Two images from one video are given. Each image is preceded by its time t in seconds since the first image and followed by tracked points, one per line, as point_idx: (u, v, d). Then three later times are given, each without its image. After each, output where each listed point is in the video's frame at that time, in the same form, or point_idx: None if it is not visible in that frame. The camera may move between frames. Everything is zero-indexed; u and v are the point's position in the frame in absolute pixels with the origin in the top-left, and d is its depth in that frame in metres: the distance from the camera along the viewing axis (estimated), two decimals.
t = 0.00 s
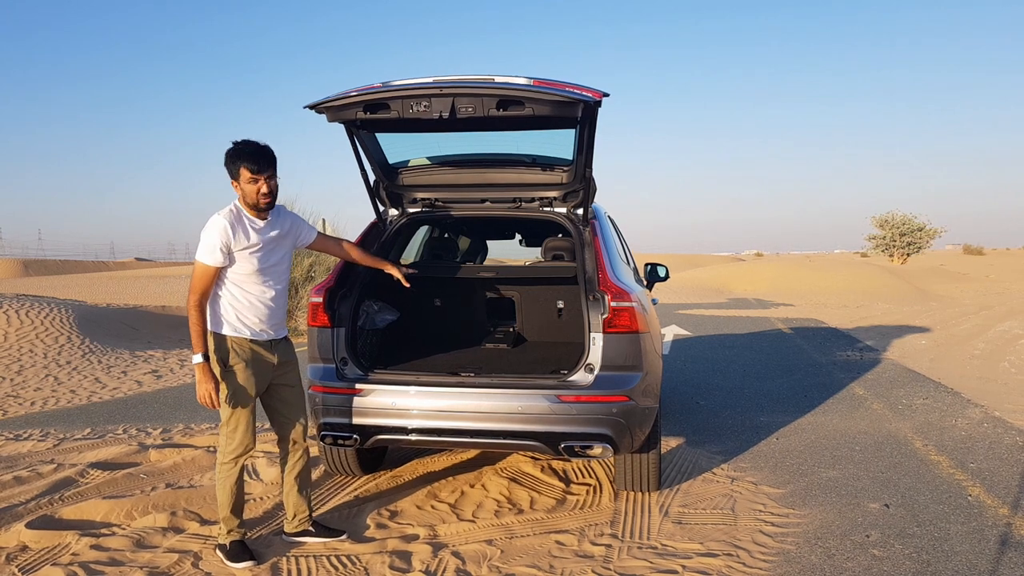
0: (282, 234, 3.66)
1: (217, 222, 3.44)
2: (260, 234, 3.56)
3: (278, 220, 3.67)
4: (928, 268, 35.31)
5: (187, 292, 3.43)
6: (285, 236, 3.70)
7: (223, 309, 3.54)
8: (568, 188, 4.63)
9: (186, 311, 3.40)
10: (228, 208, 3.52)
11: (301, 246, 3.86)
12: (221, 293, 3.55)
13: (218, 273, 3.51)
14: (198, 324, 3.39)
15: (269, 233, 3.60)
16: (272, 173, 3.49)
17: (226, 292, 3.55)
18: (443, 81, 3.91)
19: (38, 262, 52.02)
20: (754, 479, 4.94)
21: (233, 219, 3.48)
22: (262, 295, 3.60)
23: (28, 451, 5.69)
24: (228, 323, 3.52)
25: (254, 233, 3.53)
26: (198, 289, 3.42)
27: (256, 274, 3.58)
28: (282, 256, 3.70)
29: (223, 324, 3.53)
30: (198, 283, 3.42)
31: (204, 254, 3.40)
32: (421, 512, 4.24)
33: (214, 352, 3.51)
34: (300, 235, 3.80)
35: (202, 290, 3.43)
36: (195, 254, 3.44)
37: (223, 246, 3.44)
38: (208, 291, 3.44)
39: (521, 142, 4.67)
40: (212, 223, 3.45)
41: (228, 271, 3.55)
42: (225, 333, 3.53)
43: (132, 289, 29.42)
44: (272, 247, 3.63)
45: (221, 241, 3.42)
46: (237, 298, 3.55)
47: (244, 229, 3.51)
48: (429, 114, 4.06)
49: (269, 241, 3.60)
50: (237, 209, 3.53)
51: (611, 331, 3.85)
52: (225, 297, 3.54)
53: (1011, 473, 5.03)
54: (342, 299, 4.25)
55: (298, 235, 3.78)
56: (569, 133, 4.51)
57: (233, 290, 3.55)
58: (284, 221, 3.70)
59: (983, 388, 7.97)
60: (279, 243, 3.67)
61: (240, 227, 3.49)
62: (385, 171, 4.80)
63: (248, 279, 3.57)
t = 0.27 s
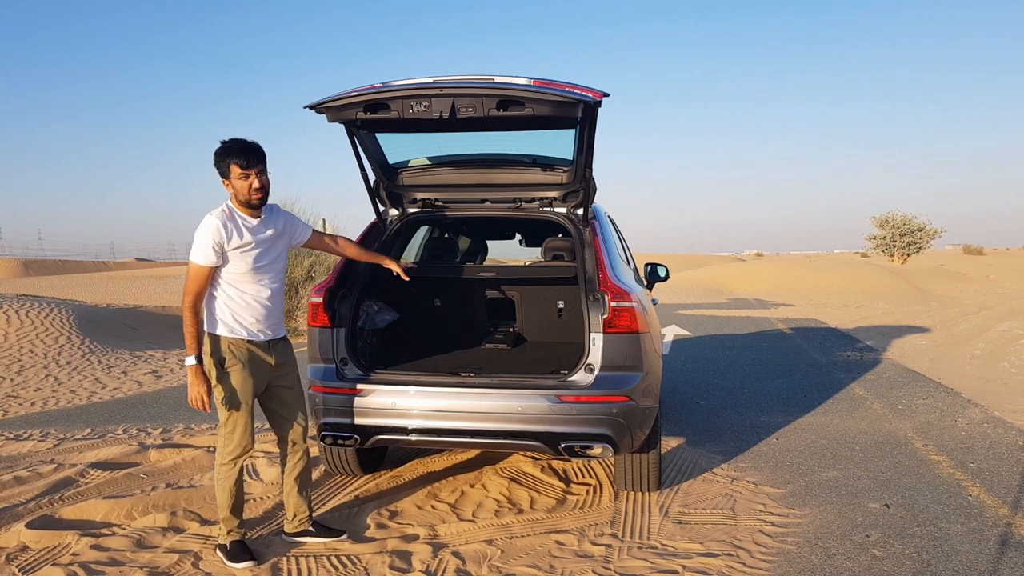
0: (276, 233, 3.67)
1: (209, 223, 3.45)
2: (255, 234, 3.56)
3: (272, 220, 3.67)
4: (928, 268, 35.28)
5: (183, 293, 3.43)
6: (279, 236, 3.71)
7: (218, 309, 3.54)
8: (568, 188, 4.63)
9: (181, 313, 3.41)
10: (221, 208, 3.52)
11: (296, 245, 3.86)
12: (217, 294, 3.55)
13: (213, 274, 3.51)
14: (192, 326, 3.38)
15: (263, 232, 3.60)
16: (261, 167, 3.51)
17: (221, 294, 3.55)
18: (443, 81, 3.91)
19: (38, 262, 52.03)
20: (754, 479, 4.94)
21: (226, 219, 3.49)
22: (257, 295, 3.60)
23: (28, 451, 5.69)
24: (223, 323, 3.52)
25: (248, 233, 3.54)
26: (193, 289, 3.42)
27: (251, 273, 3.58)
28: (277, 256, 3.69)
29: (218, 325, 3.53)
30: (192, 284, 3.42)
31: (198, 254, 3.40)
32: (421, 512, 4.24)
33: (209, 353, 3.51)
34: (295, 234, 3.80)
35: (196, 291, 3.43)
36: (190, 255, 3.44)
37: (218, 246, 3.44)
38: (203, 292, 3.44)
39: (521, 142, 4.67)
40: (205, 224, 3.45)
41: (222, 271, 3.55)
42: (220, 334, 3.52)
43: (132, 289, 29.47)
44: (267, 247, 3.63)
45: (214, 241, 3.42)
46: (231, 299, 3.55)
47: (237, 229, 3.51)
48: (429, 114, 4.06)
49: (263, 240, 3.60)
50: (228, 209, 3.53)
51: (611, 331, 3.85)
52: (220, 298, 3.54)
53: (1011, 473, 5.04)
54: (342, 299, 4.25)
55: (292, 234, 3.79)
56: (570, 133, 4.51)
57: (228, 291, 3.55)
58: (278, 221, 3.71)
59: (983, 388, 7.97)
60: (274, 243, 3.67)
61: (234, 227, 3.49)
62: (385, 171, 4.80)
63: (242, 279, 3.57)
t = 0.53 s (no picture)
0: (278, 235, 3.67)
1: (212, 225, 3.44)
2: (257, 236, 3.57)
3: (274, 221, 3.68)
4: (928, 268, 35.30)
5: (183, 294, 3.43)
6: (280, 238, 3.71)
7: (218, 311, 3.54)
8: (568, 188, 4.63)
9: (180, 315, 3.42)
10: (224, 210, 3.52)
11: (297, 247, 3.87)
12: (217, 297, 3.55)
13: (215, 275, 3.51)
14: (188, 329, 3.41)
15: (265, 234, 3.61)
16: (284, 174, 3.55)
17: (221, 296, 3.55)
18: (443, 81, 3.91)
19: (38, 262, 52.03)
20: (754, 479, 4.94)
21: (232, 222, 3.48)
22: (258, 296, 3.60)
23: (28, 451, 5.69)
24: (224, 325, 3.52)
25: (250, 235, 3.54)
26: (192, 290, 3.42)
27: (252, 275, 3.58)
28: (278, 257, 3.70)
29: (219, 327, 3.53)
30: (192, 286, 3.42)
31: (199, 256, 3.40)
32: (421, 512, 4.24)
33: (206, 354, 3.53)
34: (296, 235, 3.80)
35: (197, 292, 3.43)
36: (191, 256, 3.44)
37: (219, 248, 3.44)
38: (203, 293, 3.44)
39: (521, 142, 4.67)
40: (209, 225, 3.44)
41: (224, 272, 3.55)
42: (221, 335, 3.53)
43: (132, 289, 29.47)
44: (268, 248, 3.63)
45: (217, 243, 3.42)
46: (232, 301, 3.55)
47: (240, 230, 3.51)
48: (429, 114, 4.06)
49: (265, 242, 3.61)
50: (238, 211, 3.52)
51: (611, 331, 3.85)
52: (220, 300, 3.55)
53: (1010, 473, 5.04)
54: (342, 299, 4.25)
55: (293, 236, 3.79)
56: (570, 133, 4.51)
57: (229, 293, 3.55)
58: (280, 222, 3.71)
59: (983, 388, 7.97)
60: (275, 244, 3.67)
61: (237, 228, 3.49)
62: (385, 171, 4.80)
63: (244, 281, 3.57)
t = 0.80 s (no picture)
0: (288, 238, 3.68)
1: (226, 228, 3.43)
2: (268, 239, 3.56)
3: (285, 223, 3.67)
4: (928, 268, 35.29)
5: (192, 293, 3.41)
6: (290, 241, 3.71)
7: (227, 313, 3.53)
8: (568, 188, 4.63)
9: (191, 314, 3.40)
10: (238, 211, 3.51)
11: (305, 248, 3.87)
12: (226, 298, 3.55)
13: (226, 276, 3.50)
14: (200, 327, 3.38)
15: (276, 236, 3.60)
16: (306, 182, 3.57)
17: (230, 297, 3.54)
18: (443, 81, 3.91)
19: (38, 262, 52.02)
20: (754, 479, 4.94)
21: (248, 226, 3.48)
22: (267, 298, 3.60)
23: (28, 451, 5.69)
24: (233, 326, 3.52)
25: (262, 237, 3.53)
26: (202, 290, 3.40)
27: (262, 277, 3.58)
28: (288, 260, 3.70)
29: (227, 328, 3.52)
30: (203, 286, 3.40)
31: (212, 256, 3.39)
32: (421, 512, 4.24)
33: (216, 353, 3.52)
34: (304, 237, 3.80)
35: (206, 292, 3.41)
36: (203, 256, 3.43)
37: (233, 250, 3.43)
38: (213, 293, 3.42)
39: (522, 142, 4.67)
40: (223, 227, 3.43)
41: (235, 273, 3.55)
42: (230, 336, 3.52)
43: (132, 289, 29.45)
44: (279, 251, 3.63)
45: (230, 244, 3.41)
46: (242, 303, 3.54)
47: (254, 233, 3.50)
48: (429, 114, 4.06)
49: (276, 245, 3.61)
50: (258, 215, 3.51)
51: (611, 331, 3.85)
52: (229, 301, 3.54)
53: (1011, 473, 5.03)
54: (342, 299, 4.25)
55: (302, 238, 3.80)
56: (570, 133, 4.51)
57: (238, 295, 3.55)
58: (291, 225, 3.71)
59: (984, 388, 7.96)
60: (286, 247, 3.67)
61: (250, 230, 3.48)
62: (385, 171, 4.80)
63: (254, 283, 3.57)
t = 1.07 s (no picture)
0: (302, 240, 3.68)
1: (245, 230, 3.42)
2: (284, 240, 3.56)
3: (298, 225, 3.68)
4: (928, 268, 35.29)
5: (209, 294, 3.39)
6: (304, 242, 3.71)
7: (243, 314, 3.54)
8: (568, 188, 4.63)
9: (209, 315, 3.38)
10: (254, 213, 3.51)
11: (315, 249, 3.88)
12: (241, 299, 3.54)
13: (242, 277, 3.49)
14: (221, 327, 3.37)
15: (291, 238, 3.61)
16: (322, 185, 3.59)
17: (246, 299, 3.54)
18: (443, 81, 3.91)
19: (38, 262, 52.01)
20: (754, 479, 4.94)
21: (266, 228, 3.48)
22: (282, 299, 3.60)
23: (28, 451, 5.69)
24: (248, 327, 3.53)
25: (279, 238, 3.53)
26: (219, 291, 3.39)
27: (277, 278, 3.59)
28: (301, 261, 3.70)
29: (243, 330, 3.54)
30: (220, 286, 3.38)
31: (229, 257, 3.38)
32: (421, 512, 4.24)
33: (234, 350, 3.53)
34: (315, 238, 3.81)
35: (223, 292, 3.40)
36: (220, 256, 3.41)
37: (250, 251, 3.42)
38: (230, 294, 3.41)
39: (522, 143, 4.67)
40: (241, 228, 3.42)
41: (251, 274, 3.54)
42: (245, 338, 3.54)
43: (132, 289, 29.45)
44: (294, 253, 3.64)
45: (248, 246, 3.41)
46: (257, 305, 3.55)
47: (271, 236, 3.50)
48: (429, 114, 4.06)
49: (291, 247, 3.61)
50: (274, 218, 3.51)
51: (611, 331, 3.85)
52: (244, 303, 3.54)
53: (1011, 473, 5.03)
54: (342, 299, 4.25)
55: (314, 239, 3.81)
56: (570, 133, 4.51)
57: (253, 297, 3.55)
58: (304, 226, 3.72)
59: (984, 388, 7.96)
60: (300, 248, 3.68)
61: (267, 232, 3.48)
62: (385, 171, 4.80)
63: (269, 284, 3.57)
